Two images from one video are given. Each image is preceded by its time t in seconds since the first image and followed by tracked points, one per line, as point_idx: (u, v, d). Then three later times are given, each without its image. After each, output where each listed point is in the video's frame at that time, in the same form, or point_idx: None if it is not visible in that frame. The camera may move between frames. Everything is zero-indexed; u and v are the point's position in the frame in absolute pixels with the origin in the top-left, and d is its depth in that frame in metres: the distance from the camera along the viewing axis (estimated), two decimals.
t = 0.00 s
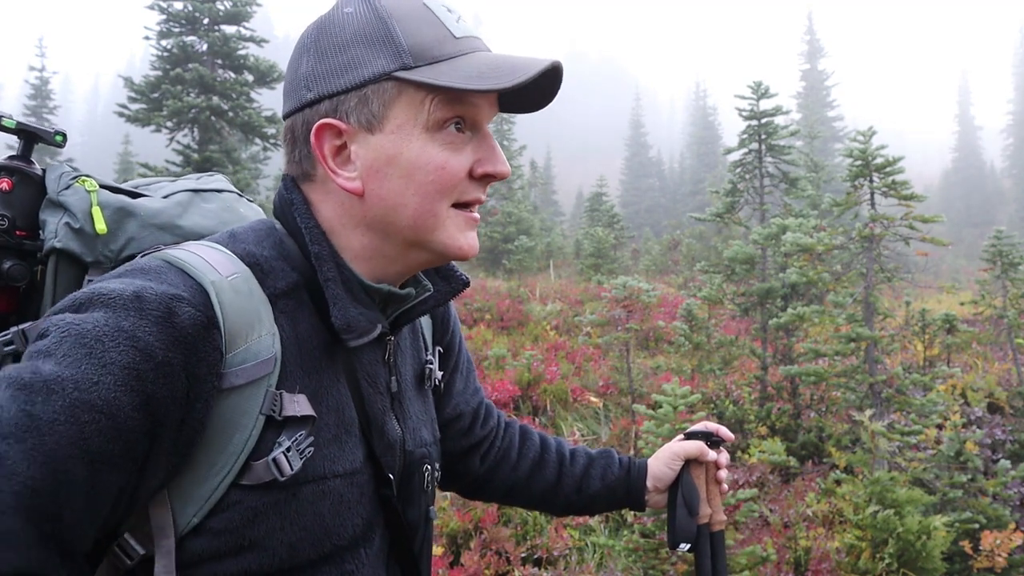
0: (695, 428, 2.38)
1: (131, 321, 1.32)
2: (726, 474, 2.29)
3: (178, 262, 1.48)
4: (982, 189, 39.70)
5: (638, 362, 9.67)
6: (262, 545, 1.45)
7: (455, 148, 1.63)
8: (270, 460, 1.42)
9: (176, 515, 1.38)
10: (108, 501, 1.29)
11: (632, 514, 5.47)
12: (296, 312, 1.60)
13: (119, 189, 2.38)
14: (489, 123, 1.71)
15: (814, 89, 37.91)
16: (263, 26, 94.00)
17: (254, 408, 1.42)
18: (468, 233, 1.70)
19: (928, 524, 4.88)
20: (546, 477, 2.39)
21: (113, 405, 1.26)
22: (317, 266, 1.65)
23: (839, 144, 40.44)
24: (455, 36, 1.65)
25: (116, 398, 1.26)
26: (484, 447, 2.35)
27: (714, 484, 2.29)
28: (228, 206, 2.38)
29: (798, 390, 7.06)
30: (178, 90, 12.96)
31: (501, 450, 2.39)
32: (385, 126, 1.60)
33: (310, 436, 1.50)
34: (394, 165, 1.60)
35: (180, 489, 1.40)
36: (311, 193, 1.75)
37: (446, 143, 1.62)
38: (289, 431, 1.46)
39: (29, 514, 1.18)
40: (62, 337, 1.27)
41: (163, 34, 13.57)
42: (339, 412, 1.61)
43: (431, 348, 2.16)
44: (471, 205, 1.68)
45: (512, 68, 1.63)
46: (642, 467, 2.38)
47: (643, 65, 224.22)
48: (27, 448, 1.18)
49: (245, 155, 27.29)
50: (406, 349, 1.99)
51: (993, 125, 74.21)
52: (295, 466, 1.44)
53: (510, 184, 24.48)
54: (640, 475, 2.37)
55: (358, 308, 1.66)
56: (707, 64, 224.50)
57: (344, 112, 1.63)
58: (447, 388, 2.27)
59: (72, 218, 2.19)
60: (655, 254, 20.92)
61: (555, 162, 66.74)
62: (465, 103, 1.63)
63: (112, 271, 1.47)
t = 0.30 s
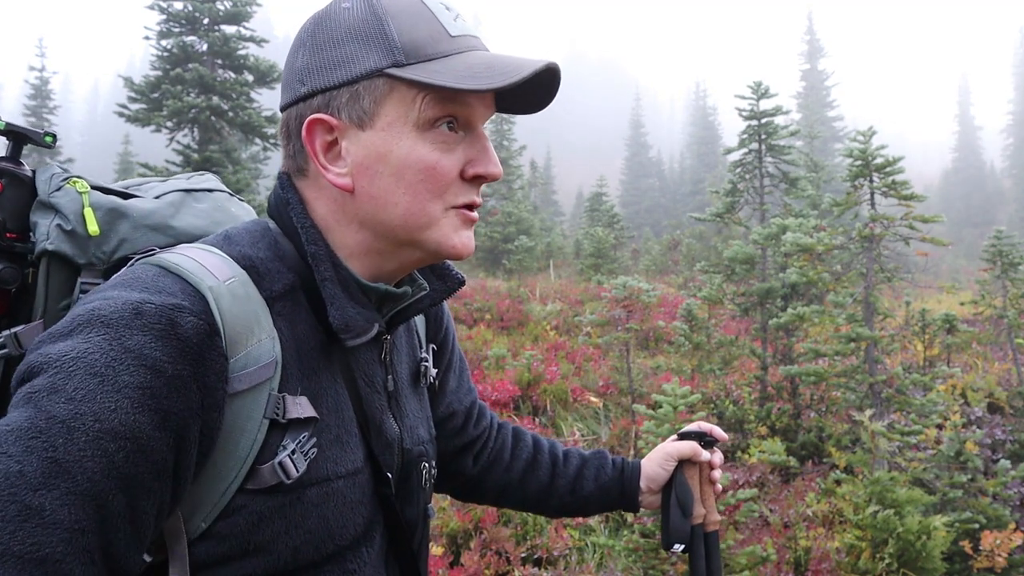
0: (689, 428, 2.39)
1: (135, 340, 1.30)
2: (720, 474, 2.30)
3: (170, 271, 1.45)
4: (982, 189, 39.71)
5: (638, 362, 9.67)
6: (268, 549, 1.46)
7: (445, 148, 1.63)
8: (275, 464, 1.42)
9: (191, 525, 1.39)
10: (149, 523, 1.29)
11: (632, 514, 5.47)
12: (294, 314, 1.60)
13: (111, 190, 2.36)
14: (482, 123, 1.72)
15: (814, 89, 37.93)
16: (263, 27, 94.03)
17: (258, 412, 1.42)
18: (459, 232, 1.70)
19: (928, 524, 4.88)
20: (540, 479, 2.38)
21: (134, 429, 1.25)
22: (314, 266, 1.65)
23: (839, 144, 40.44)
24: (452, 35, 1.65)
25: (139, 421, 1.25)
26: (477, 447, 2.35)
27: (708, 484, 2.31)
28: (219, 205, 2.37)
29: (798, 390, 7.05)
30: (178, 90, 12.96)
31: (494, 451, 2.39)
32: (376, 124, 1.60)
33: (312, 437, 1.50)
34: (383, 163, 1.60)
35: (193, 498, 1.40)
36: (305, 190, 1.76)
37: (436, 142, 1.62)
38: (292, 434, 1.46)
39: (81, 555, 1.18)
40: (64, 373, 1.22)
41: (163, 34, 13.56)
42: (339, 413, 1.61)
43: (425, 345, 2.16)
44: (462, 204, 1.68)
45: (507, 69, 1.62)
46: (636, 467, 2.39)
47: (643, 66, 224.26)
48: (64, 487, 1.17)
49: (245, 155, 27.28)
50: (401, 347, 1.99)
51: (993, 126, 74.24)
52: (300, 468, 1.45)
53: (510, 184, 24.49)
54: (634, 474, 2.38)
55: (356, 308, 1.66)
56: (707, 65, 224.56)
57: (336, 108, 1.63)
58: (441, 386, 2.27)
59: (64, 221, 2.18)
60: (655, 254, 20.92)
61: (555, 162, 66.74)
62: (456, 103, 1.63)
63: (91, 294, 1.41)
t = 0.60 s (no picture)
0: (685, 428, 2.38)
1: (126, 338, 1.31)
2: (717, 475, 2.30)
3: (162, 271, 1.45)
4: (982, 189, 39.74)
5: (638, 362, 9.68)
6: (268, 548, 1.46)
7: (470, 152, 1.68)
8: (272, 464, 1.42)
9: (187, 525, 1.39)
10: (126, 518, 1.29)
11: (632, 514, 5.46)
12: (290, 313, 1.60)
13: (103, 190, 2.36)
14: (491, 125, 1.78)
15: (814, 89, 37.95)
16: (263, 27, 94.12)
17: (253, 412, 1.41)
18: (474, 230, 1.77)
19: (929, 524, 4.88)
20: (536, 478, 2.39)
21: (118, 425, 1.25)
22: (310, 264, 1.64)
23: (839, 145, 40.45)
24: (473, 38, 1.68)
25: (121, 416, 1.26)
26: (473, 445, 2.36)
27: (705, 484, 2.30)
28: (211, 204, 2.37)
29: (798, 390, 7.05)
30: (178, 90, 12.96)
31: (490, 449, 2.40)
32: (411, 130, 1.60)
33: (309, 436, 1.50)
34: (416, 167, 1.61)
35: (186, 498, 1.40)
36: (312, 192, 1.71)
37: (463, 146, 1.67)
38: (289, 433, 1.46)
39: (49, 541, 1.18)
40: (55, 362, 1.24)
41: (163, 34, 13.55)
42: (337, 411, 1.61)
43: (421, 341, 2.16)
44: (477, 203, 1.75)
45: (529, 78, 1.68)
46: (632, 468, 2.38)
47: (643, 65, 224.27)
48: (38, 476, 1.17)
49: (245, 155, 27.26)
50: (398, 343, 1.99)
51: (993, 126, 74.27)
52: (297, 467, 1.45)
53: (510, 184, 24.51)
54: (630, 475, 2.37)
55: (351, 305, 1.65)
56: (707, 65, 224.59)
57: (366, 112, 1.59)
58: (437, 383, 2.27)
59: (55, 221, 2.17)
60: (655, 254, 20.93)
61: (555, 162, 66.72)
62: (479, 107, 1.68)
63: (91, 289, 1.43)
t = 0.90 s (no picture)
0: (680, 429, 2.40)
1: (123, 325, 1.31)
2: (712, 475, 2.31)
3: (160, 266, 1.45)
4: (983, 188, 39.74)
5: (638, 362, 9.68)
6: (274, 542, 1.47)
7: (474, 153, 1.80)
8: (275, 457, 1.42)
9: (190, 521, 1.38)
10: (121, 509, 1.27)
11: (632, 514, 5.46)
12: (289, 307, 1.60)
13: (93, 190, 2.35)
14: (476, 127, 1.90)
15: (814, 89, 37.97)
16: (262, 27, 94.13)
17: (254, 407, 1.41)
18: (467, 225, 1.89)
19: (929, 524, 4.88)
20: (531, 477, 2.39)
21: (113, 411, 1.24)
22: (308, 258, 1.63)
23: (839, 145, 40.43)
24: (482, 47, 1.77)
25: (113, 401, 1.25)
26: (467, 441, 2.36)
27: (699, 484, 2.32)
28: (203, 201, 2.37)
29: (798, 391, 7.05)
30: (178, 90, 12.96)
31: (485, 445, 2.40)
32: (438, 135, 1.68)
33: (311, 429, 1.50)
34: (439, 169, 1.70)
35: (188, 494, 1.39)
36: (322, 198, 1.70)
37: (471, 148, 1.78)
38: (290, 427, 1.47)
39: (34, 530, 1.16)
40: (51, 351, 1.26)
41: (163, 34, 13.54)
42: (339, 403, 1.61)
43: (417, 332, 2.17)
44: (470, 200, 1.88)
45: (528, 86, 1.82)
46: (627, 468, 2.39)
47: (643, 65, 224.27)
48: (28, 462, 1.16)
49: (245, 155, 27.23)
50: (396, 334, 2.00)
51: (993, 126, 74.28)
52: (300, 461, 1.46)
53: (510, 183, 24.51)
54: (625, 475, 2.38)
55: (350, 298, 1.66)
56: (707, 65, 224.56)
57: (400, 117, 1.62)
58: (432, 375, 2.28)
59: (48, 222, 2.16)
60: (655, 254, 20.93)
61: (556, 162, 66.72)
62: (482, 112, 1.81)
63: (96, 282, 1.45)
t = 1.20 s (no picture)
0: (677, 429, 2.41)
1: (154, 346, 1.28)
2: (709, 475, 2.32)
3: (166, 277, 1.43)
4: (983, 188, 39.74)
5: (638, 362, 9.68)
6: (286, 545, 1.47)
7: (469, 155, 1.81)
8: (293, 459, 1.43)
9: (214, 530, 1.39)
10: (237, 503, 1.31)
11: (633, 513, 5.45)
12: (296, 308, 1.61)
13: (87, 187, 2.34)
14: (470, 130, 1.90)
15: (814, 89, 38.00)
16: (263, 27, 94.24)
17: (275, 410, 1.42)
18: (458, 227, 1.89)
19: (929, 524, 4.88)
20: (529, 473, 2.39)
21: (188, 430, 1.24)
22: (307, 258, 1.64)
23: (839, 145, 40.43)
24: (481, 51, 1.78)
25: (186, 420, 1.25)
26: (464, 437, 2.36)
27: (697, 484, 2.32)
28: (196, 196, 2.37)
29: (798, 391, 7.04)
30: (177, 90, 12.97)
31: (483, 441, 2.39)
32: (437, 136, 1.69)
33: (328, 429, 1.51)
34: (436, 170, 1.71)
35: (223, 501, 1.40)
36: (320, 195, 1.69)
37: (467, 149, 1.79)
38: (309, 428, 1.47)
39: (192, 563, 1.19)
40: (94, 401, 1.21)
41: (163, 34, 13.55)
42: (347, 403, 1.62)
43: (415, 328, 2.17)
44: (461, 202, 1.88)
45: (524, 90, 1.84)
46: (625, 467, 2.40)
47: (643, 65, 224.25)
48: (137, 503, 1.16)
49: (245, 155, 27.23)
50: (395, 331, 2.00)
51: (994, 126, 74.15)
52: (318, 461, 1.45)
53: (510, 183, 24.52)
54: (623, 474, 2.38)
55: (350, 297, 1.66)
56: (707, 65, 224.59)
57: (400, 116, 1.63)
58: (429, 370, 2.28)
59: (42, 221, 2.14)
60: (655, 254, 20.93)
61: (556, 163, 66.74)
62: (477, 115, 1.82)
63: (87, 321, 1.37)
